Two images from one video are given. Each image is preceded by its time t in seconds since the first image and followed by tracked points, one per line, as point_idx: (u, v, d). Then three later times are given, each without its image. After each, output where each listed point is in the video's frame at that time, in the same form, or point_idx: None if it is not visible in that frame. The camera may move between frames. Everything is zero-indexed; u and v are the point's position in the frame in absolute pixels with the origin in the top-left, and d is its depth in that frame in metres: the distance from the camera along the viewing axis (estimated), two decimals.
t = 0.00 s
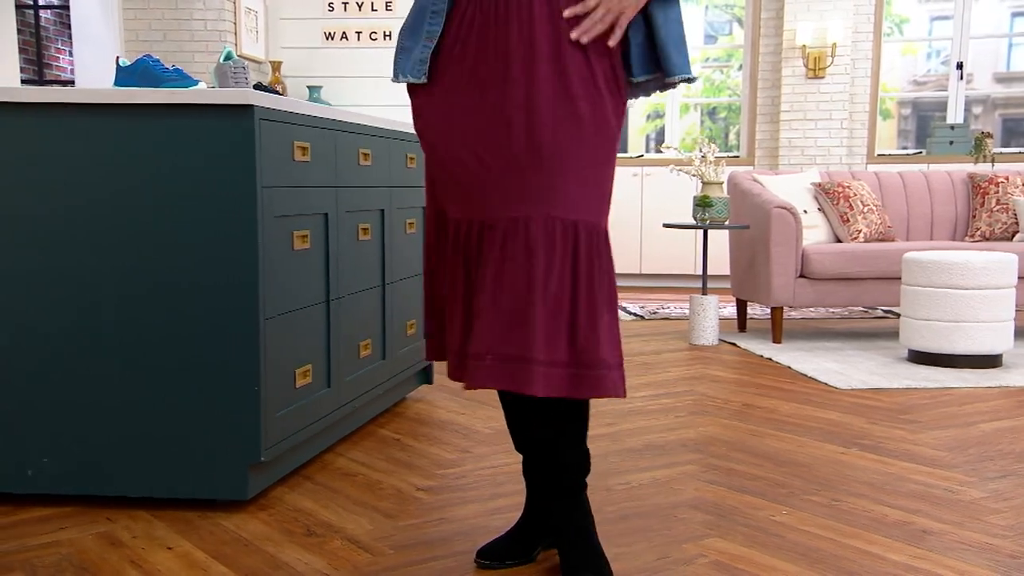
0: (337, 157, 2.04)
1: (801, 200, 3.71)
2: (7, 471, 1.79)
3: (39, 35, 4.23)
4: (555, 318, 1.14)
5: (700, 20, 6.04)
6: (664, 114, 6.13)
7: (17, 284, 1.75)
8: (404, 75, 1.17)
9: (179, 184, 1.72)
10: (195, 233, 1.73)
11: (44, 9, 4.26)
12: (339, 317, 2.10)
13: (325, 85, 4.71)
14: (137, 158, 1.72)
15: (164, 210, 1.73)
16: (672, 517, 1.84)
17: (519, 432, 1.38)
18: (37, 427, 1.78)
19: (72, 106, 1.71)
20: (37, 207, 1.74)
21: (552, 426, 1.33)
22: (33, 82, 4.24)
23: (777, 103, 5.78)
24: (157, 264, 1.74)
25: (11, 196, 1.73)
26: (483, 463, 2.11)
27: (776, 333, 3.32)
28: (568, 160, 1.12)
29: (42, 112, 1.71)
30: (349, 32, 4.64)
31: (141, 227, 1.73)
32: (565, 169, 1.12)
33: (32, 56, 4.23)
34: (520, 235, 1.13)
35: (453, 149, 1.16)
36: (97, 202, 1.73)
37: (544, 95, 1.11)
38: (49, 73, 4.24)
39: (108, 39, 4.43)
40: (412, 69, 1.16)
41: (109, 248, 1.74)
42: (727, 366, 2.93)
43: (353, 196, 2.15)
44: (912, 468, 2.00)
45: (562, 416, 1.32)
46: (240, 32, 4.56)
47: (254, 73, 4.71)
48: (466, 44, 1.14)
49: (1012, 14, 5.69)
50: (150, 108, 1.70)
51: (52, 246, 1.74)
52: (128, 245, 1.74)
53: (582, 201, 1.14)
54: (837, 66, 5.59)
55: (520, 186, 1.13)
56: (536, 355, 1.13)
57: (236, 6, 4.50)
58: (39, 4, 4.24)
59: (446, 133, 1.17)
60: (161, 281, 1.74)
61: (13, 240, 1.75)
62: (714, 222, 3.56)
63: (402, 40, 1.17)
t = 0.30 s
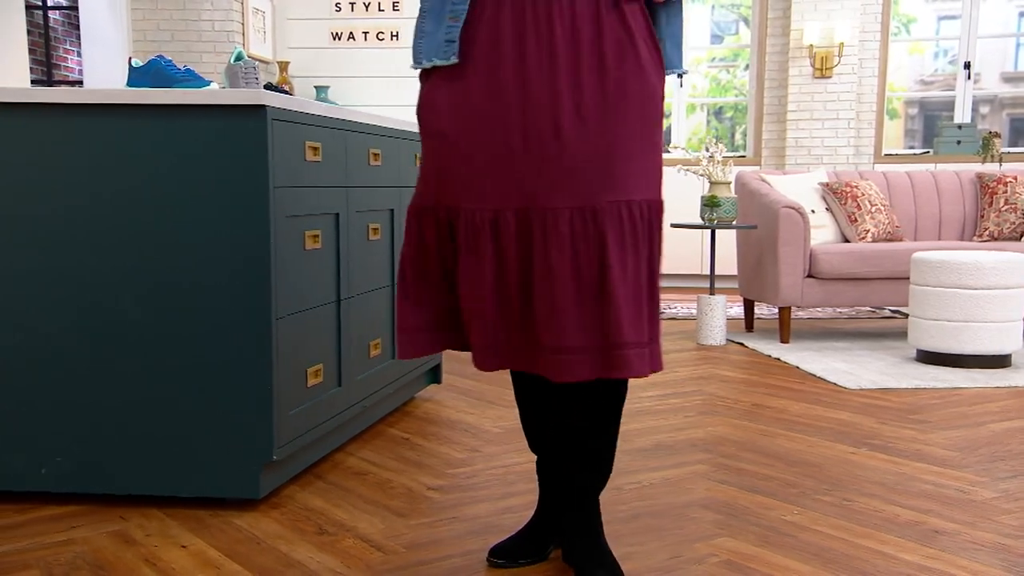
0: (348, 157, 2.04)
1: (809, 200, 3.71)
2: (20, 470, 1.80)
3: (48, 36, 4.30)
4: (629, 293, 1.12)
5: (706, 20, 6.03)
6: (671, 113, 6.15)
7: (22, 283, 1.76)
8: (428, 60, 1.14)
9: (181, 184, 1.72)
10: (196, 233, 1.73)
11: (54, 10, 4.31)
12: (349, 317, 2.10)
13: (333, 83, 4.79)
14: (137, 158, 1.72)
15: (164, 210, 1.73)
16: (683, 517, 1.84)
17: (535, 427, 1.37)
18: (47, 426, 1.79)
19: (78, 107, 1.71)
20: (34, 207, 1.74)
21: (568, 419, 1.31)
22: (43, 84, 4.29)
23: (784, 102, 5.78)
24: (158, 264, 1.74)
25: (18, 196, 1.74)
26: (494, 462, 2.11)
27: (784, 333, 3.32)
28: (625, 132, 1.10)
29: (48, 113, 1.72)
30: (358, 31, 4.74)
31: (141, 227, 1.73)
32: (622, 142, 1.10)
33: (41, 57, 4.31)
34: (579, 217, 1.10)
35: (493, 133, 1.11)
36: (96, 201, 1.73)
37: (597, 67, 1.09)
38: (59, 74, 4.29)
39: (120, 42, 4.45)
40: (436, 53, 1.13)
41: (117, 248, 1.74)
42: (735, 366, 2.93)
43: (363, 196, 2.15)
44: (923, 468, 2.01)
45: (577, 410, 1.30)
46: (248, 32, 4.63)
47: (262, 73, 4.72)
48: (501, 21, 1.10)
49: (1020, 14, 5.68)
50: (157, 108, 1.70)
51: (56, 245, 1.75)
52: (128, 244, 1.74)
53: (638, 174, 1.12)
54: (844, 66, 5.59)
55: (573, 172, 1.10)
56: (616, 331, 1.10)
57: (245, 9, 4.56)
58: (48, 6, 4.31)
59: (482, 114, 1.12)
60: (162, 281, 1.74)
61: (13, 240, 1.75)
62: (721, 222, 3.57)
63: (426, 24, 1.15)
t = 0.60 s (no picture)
0: (358, 157, 2.05)
1: (816, 200, 3.72)
2: (31, 469, 1.80)
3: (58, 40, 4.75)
4: (677, 288, 1.14)
5: (713, 19, 6.03)
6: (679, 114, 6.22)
7: (24, 283, 1.76)
8: (478, 53, 1.06)
9: (183, 184, 1.73)
10: (191, 233, 1.74)
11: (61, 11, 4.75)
12: (360, 316, 2.11)
13: (339, 83, 4.79)
14: (137, 158, 1.73)
15: (165, 210, 1.74)
16: (693, 516, 1.84)
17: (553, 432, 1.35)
18: (56, 425, 1.79)
19: (85, 106, 1.72)
20: (35, 207, 1.74)
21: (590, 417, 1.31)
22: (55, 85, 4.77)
23: (791, 102, 5.79)
24: (158, 264, 1.75)
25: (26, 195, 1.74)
26: (504, 462, 2.11)
27: (792, 333, 3.32)
28: (671, 140, 1.12)
29: (56, 112, 1.72)
30: (365, 31, 4.75)
31: (141, 227, 1.74)
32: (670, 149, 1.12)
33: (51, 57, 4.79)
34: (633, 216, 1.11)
35: (542, 135, 1.09)
36: (97, 201, 1.74)
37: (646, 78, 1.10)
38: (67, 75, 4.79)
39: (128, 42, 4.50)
40: (488, 48, 1.06)
41: (126, 247, 1.75)
42: (743, 366, 2.93)
43: (373, 196, 2.16)
44: (933, 468, 2.01)
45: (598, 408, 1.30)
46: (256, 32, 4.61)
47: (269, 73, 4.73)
48: (547, 27, 1.07)
49: None
50: (159, 109, 1.71)
51: (65, 243, 1.75)
52: (128, 244, 1.75)
53: (681, 172, 1.14)
54: (851, 66, 5.61)
55: (627, 172, 1.10)
56: (668, 327, 1.12)
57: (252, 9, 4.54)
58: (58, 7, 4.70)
59: (530, 115, 1.09)
60: (162, 281, 1.75)
61: (13, 239, 1.76)
62: (728, 222, 3.57)
63: (471, 14, 1.06)
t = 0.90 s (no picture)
0: (369, 158, 2.05)
1: (824, 200, 3.72)
2: (44, 469, 1.81)
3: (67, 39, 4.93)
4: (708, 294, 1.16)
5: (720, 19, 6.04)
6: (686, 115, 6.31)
7: (24, 283, 1.77)
8: (517, 53, 1.05)
9: (183, 183, 1.73)
10: (196, 233, 1.74)
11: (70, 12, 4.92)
12: (371, 315, 2.11)
13: (346, 84, 4.79)
14: (137, 157, 1.73)
15: (165, 211, 1.74)
16: (704, 516, 1.84)
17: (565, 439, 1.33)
18: (69, 424, 1.80)
19: (96, 105, 1.72)
20: (35, 207, 1.76)
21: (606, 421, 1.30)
22: (61, 84, 4.91)
23: (798, 102, 5.80)
24: (158, 264, 1.76)
25: (26, 196, 1.75)
26: (514, 462, 2.12)
27: (800, 333, 3.32)
28: (711, 137, 1.12)
29: (67, 112, 1.73)
30: (373, 31, 4.73)
31: (142, 227, 1.75)
32: (712, 141, 1.13)
33: (59, 58, 4.94)
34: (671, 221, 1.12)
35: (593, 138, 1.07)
36: (97, 202, 1.75)
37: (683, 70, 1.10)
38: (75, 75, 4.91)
39: (137, 43, 4.71)
40: (526, 51, 1.05)
41: (138, 247, 1.75)
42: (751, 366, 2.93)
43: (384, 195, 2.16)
44: (943, 468, 2.01)
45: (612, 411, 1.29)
46: (264, 33, 4.69)
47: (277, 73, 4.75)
48: (594, 34, 1.06)
49: None
50: (160, 110, 1.72)
51: (77, 243, 1.76)
52: (129, 245, 1.75)
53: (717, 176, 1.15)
54: (858, 66, 5.60)
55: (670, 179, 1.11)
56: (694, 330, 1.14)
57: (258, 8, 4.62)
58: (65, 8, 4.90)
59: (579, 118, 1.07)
60: (162, 281, 1.76)
61: (13, 240, 1.77)
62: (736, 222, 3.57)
63: (512, 13, 1.06)
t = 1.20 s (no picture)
0: (380, 159, 2.10)
1: (831, 201, 3.72)
2: (61, 467, 1.87)
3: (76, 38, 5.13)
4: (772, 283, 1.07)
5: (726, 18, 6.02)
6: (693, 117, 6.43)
7: (25, 283, 1.83)
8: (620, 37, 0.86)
9: (186, 184, 1.79)
10: (200, 233, 1.80)
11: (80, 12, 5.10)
12: (381, 315, 2.16)
13: (353, 84, 4.79)
14: (140, 159, 1.79)
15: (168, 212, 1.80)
16: (715, 516, 1.84)
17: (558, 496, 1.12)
18: (84, 422, 1.85)
19: (112, 111, 1.77)
20: (35, 207, 1.81)
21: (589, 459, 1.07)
22: (70, 84, 5.14)
23: (805, 102, 5.80)
24: (158, 263, 1.81)
25: (29, 197, 1.81)
26: (525, 463, 2.12)
27: (807, 333, 3.33)
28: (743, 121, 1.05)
29: (83, 118, 1.78)
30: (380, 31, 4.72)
31: (144, 227, 1.80)
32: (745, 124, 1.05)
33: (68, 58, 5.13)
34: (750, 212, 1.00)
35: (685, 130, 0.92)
36: (103, 204, 1.80)
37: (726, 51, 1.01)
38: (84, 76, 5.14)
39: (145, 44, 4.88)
40: (622, 34, 0.86)
41: (151, 249, 1.81)
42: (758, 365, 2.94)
43: (394, 196, 2.20)
44: (954, 468, 2.01)
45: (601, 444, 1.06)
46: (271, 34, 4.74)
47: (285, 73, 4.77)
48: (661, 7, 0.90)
49: None
50: (160, 113, 1.77)
51: (77, 243, 1.82)
52: (130, 245, 1.81)
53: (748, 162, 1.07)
54: (865, 66, 5.62)
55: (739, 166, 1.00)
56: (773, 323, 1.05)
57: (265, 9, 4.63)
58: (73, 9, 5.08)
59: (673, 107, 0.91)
60: (164, 280, 1.81)
61: (13, 240, 1.83)
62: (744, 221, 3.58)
63: None
